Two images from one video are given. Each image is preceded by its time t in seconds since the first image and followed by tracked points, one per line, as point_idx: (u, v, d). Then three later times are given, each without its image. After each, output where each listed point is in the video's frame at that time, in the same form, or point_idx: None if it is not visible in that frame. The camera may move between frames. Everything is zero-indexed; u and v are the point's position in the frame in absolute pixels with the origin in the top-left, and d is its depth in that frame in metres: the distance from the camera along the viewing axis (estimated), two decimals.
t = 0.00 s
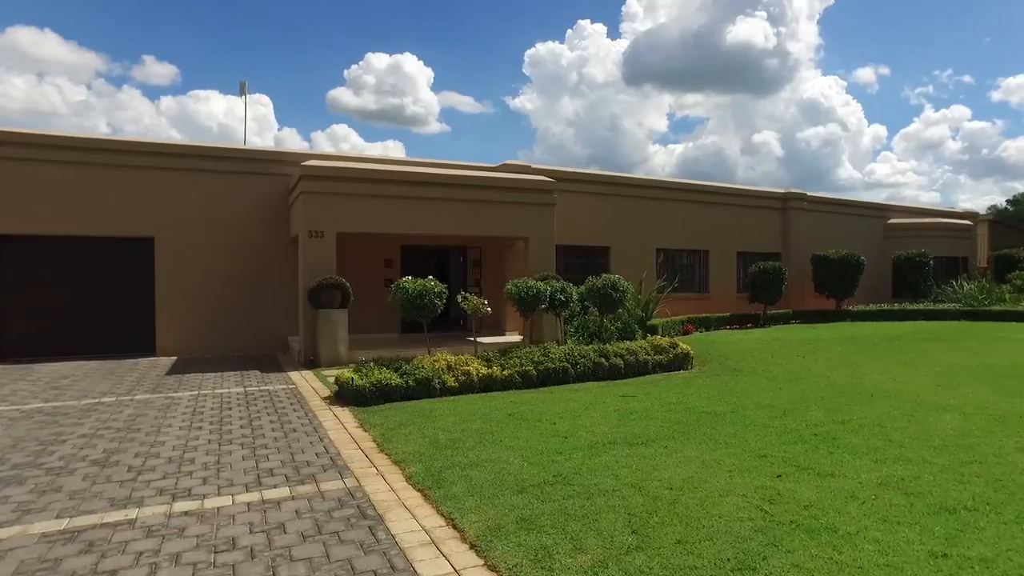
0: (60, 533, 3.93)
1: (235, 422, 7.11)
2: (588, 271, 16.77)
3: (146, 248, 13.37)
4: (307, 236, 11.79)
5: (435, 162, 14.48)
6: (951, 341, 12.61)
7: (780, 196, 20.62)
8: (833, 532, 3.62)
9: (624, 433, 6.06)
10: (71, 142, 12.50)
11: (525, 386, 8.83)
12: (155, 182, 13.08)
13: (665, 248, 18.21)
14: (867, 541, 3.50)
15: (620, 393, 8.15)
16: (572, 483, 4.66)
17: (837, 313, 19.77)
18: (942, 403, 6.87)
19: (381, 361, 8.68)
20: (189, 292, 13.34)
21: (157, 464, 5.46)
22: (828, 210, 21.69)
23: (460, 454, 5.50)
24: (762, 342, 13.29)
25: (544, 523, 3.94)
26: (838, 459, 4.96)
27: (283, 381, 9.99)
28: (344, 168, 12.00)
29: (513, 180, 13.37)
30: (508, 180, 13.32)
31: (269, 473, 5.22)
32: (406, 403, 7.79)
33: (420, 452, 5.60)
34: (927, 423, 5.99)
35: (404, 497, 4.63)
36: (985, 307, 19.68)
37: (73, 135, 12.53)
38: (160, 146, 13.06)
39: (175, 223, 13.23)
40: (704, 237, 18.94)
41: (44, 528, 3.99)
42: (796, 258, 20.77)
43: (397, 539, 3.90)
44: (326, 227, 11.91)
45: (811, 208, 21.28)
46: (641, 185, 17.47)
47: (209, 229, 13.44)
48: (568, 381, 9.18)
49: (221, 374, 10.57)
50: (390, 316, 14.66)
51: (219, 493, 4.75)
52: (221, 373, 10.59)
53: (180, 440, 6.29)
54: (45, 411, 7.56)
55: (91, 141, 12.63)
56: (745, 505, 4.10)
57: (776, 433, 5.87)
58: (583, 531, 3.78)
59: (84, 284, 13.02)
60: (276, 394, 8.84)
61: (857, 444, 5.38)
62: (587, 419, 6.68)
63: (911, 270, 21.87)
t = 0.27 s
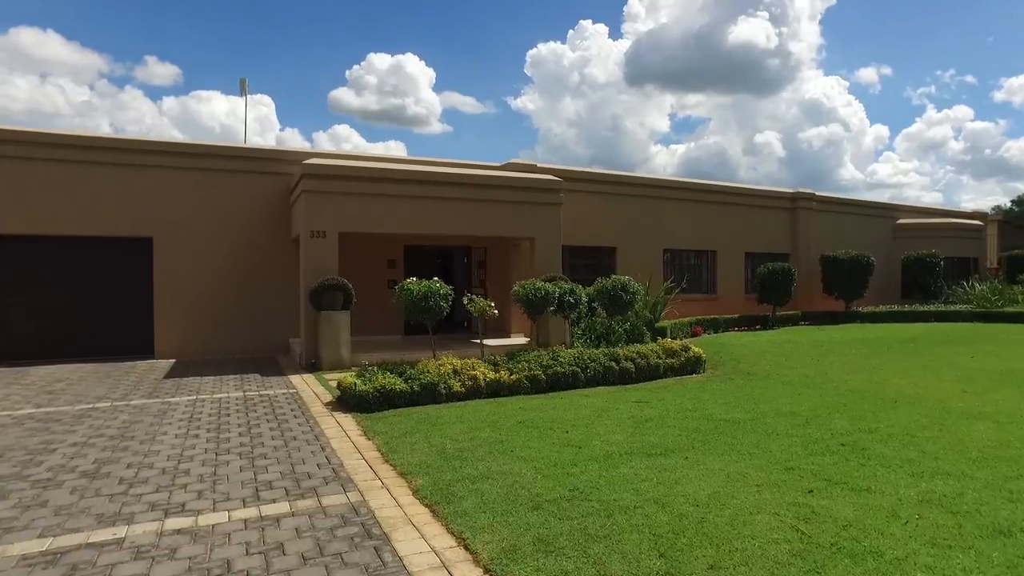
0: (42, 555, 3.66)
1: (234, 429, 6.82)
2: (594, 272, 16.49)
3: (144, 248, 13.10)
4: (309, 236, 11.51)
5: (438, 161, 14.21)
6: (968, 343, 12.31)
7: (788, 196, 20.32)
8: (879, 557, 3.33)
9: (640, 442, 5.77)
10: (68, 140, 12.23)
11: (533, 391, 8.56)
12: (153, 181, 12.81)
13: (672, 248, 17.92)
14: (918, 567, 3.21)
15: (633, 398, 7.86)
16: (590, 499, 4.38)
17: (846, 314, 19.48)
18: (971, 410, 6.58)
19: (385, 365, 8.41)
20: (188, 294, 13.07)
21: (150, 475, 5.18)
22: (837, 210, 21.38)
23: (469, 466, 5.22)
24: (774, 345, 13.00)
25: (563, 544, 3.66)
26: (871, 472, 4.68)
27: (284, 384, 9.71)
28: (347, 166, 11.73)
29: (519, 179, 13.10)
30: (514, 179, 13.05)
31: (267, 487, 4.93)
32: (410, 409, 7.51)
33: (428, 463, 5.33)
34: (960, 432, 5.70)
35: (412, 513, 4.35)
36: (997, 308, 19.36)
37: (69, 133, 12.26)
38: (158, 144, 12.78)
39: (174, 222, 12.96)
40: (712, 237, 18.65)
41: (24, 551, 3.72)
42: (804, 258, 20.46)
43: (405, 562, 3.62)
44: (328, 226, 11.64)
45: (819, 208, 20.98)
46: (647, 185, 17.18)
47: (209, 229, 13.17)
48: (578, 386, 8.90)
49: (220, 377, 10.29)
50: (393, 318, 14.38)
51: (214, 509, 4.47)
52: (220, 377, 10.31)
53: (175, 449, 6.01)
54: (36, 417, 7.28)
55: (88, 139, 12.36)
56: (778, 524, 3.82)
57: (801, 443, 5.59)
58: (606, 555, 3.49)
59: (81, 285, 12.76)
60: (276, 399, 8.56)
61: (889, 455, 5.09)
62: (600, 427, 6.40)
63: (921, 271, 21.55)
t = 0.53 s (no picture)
0: None
1: (233, 435, 6.53)
2: (601, 271, 16.19)
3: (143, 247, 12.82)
4: (311, 234, 11.23)
5: (443, 158, 13.92)
6: (988, 345, 11.99)
7: (797, 194, 20.01)
8: None
9: (661, 450, 5.47)
10: (64, 136, 11.96)
11: (543, 394, 8.27)
12: (151, 178, 12.54)
13: (679, 247, 17.62)
14: None
15: (647, 402, 7.57)
16: (613, 514, 4.09)
17: (856, 314, 19.16)
18: (1005, 416, 6.27)
19: (390, 367, 8.12)
20: (187, 293, 12.79)
21: (143, 485, 4.89)
22: (846, 209, 21.07)
23: (482, 476, 4.92)
24: (787, 346, 12.70)
25: (589, 565, 3.37)
26: (912, 483, 4.38)
27: (285, 387, 9.42)
28: (349, 162, 11.43)
29: (525, 176, 12.81)
30: (520, 176, 12.76)
31: (267, 498, 4.64)
32: (417, 414, 7.22)
33: (437, 473, 5.04)
34: (998, 440, 5.40)
35: (423, 529, 4.05)
36: (1010, 309, 19.03)
37: (65, 129, 11.99)
38: (157, 140, 12.51)
39: (173, 220, 12.68)
40: (720, 236, 18.35)
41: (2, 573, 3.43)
42: (814, 258, 20.15)
43: None
44: (330, 224, 11.35)
45: (828, 206, 20.67)
46: (654, 182, 16.89)
47: (208, 227, 12.88)
48: (589, 389, 8.61)
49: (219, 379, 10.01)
50: (397, 318, 14.10)
51: (210, 524, 4.17)
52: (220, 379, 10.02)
53: (171, 456, 5.72)
54: (27, 422, 6.99)
55: (84, 135, 12.09)
56: (820, 543, 3.52)
57: (832, 451, 5.29)
58: None
59: (77, 285, 12.48)
60: (278, 402, 8.27)
61: (927, 464, 4.80)
62: (617, 433, 6.11)
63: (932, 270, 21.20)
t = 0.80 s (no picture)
0: None
1: (231, 441, 6.25)
2: (607, 271, 15.92)
3: (140, 246, 12.56)
4: (312, 233, 10.96)
5: (446, 155, 13.65)
6: (1006, 347, 11.70)
7: (805, 193, 19.74)
8: None
9: (682, 460, 5.20)
10: (59, 133, 11.70)
11: (553, 399, 8.01)
12: (148, 176, 12.27)
13: (686, 247, 17.34)
14: None
15: (662, 408, 7.29)
16: (638, 532, 3.81)
17: (865, 315, 18.87)
18: None
19: (395, 371, 7.85)
20: (185, 294, 12.52)
21: (136, 497, 4.62)
22: (854, 208, 20.79)
23: (495, 488, 4.65)
24: (799, 348, 12.41)
25: None
26: (955, 497, 4.11)
27: (286, 390, 9.14)
28: (351, 159, 11.17)
29: (531, 174, 12.54)
30: (526, 174, 12.49)
31: (268, 512, 4.37)
32: (422, 419, 6.95)
33: (447, 484, 4.77)
34: None
35: (435, 548, 3.78)
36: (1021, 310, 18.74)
37: (60, 125, 11.72)
38: (154, 137, 12.24)
39: (171, 219, 12.41)
40: (727, 235, 18.08)
41: None
42: (822, 257, 19.87)
43: None
44: (332, 223, 11.08)
45: (836, 205, 20.39)
46: (661, 181, 16.61)
47: (207, 226, 12.62)
48: (600, 393, 8.35)
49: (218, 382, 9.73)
50: (400, 319, 13.84)
51: (206, 541, 3.90)
52: (219, 381, 9.75)
53: (166, 464, 5.45)
54: (17, 428, 6.72)
55: (80, 132, 11.83)
56: (868, 566, 3.25)
57: (862, 460, 5.01)
58: None
59: (74, 285, 12.22)
60: (278, 407, 8.00)
61: (968, 476, 4.52)
62: (634, 441, 5.83)
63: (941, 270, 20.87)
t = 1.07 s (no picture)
0: None
1: (229, 448, 5.94)
2: (614, 271, 15.61)
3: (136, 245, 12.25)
4: (313, 231, 10.65)
5: (450, 151, 13.34)
6: None
7: (813, 191, 19.43)
8: None
9: (708, 469, 4.89)
10: (52, 128, 11.37)
11: (564, 402, 7.71)
12: (145, 173, 11.95)
13: (693, 246, 17.05)
14: None
15: (679, 412, 6.99)
16: (670, 551, 3.50)
17: (875, 315, 18.56)
18: None
19: (400, 373, 7.55)
20: (184, 293, 12.21)
21: (126, 511, 4.30)
22: (863, 206, 20.48)
23: (511, 500, 4.35)
24: (812, 349, 12.11)
25: None
26: (1010, 513, 3.80)
27: (286, 393, 8.83)
28: (353, 155, 10.86)
29: (537, 171, 12.24)
30: (532, 171, 12.20)
31: (267, 527, 4.06)
32: (429, 424, 6.66)
33: (459, 496, 4.46)
34: None
35: (448, 568, 3.47)
36: None
37: (54, 120, 11.40)
38: (151, 132, 11.92)
39: (168, 217, 12.10)
40: (735, 234, 17.78)
41: None
42: (830, 256, 19.56)
43: None
44: (333, 221, 10.77)
45: (844, 204, 20.09)
46: (668, 179, 16.31)
47: (205, 224, 12.31)
48: (612, 396, 8.05)
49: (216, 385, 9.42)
50: (403, 319, 13.54)
51: (200, 560, 3.60)
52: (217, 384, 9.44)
53: (160, 474, 5.14)
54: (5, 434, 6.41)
55: (75, 127, 11.51)
56: None
57: (899, 469, 4.71)
58: None
59: (69, 285, 11.90)
60: (278, 410, 7.69)
61: (1017, 488, 4.22)
62: (654, 448, 5.52)
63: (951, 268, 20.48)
